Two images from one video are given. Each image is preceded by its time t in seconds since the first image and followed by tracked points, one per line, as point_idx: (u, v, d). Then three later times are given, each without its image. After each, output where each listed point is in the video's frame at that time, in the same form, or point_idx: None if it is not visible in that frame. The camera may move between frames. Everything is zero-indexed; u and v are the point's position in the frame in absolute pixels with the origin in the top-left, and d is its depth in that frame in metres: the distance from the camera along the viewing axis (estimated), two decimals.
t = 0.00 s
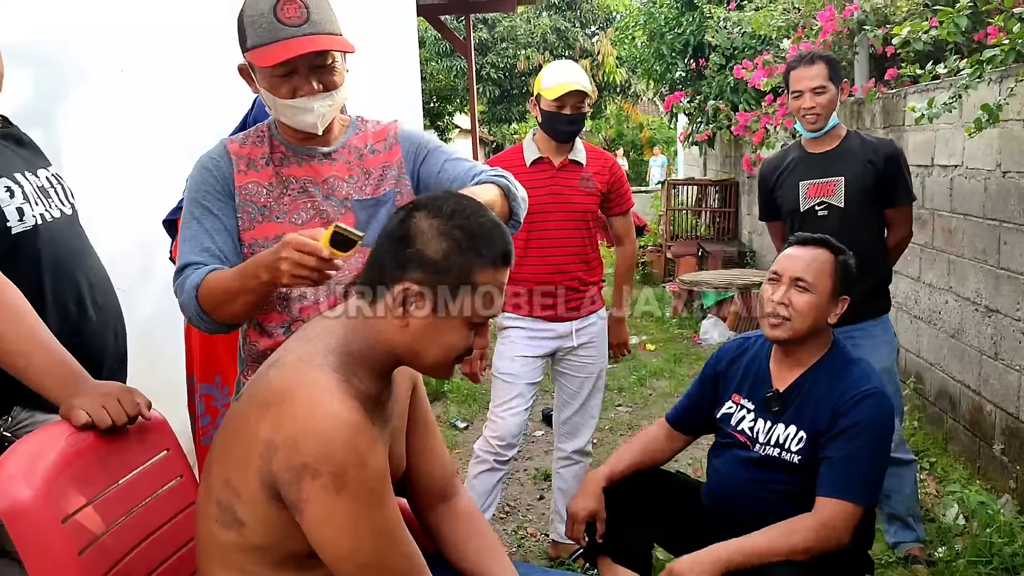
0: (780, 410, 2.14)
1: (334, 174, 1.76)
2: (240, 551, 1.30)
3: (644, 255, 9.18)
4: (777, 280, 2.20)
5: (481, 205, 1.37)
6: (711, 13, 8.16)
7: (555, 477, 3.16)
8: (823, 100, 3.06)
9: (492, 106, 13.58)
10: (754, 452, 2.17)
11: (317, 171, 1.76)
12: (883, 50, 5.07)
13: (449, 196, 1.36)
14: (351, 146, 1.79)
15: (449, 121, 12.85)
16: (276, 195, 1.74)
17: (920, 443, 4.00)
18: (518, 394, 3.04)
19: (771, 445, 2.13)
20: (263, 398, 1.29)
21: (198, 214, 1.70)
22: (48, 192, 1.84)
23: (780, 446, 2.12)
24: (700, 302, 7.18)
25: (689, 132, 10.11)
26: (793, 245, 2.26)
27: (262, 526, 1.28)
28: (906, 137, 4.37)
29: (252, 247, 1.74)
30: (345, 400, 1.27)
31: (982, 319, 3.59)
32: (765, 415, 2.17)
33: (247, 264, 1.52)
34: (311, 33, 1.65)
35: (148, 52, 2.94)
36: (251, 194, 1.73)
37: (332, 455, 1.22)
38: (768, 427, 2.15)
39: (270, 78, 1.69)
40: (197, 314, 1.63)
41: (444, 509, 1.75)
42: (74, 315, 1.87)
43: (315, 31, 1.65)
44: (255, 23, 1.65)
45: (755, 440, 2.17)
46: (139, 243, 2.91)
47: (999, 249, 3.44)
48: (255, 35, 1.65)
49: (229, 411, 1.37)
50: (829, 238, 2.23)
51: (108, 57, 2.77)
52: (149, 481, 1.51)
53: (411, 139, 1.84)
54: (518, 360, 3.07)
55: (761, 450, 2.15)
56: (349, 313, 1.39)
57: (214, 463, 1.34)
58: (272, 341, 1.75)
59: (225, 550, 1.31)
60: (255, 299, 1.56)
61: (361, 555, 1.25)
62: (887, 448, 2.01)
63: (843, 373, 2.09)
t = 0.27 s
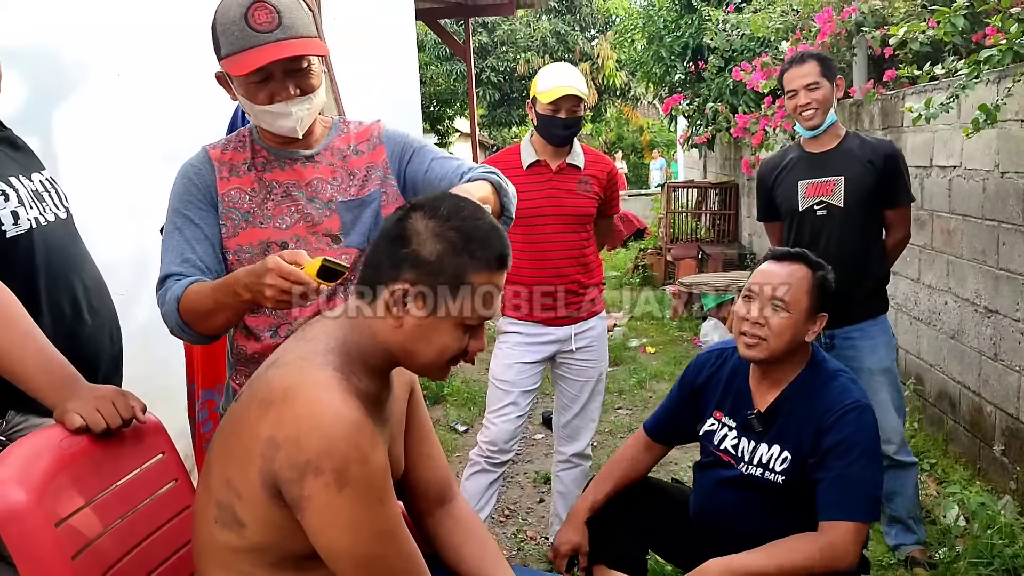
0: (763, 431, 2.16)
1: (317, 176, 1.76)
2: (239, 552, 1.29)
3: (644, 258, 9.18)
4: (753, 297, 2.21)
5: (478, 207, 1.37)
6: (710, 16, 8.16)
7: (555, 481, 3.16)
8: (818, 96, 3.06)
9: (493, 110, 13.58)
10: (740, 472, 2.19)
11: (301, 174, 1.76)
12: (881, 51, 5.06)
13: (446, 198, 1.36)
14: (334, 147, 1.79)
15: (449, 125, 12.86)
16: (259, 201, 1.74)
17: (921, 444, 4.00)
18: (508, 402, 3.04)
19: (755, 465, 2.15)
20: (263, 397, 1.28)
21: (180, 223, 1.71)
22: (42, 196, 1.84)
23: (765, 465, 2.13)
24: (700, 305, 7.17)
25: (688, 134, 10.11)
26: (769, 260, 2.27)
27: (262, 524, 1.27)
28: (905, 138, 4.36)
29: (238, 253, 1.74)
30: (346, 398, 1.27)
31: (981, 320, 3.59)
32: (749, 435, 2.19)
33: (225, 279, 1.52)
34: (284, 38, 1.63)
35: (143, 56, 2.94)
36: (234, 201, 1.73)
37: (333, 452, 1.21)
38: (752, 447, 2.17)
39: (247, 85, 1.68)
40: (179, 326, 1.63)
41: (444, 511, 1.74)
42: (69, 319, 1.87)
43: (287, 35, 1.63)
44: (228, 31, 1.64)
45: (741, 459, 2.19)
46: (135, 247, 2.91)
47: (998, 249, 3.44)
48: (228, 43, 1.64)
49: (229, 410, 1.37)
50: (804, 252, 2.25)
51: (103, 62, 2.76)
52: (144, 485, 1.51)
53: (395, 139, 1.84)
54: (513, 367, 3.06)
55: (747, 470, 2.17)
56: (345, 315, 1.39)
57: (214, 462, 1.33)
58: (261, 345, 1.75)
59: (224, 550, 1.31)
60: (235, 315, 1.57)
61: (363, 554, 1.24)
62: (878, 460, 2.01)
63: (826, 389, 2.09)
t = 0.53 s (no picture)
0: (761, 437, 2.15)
1: (312, 179, 1.76)
2: (236, 557, 1.29)
3: (644, 260, 9.17)
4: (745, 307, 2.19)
5: (476, 213, 1.36)
6: (708, 18, 8.15)
7: (554, 483, 3.15)
8: (799, 104, 3.07)
9: (492, 113, 13.58)
10: (738, 478, 2.18)
11: (295, 177, 1.76)
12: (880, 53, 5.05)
13: (444, 202, 1.36)
14: (327, 150, 1.79)
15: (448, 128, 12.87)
16: (254, 205, 1.74)
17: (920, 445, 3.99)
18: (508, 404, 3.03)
19: (753, 472, 2.15)
20: (260, 401, 1.28)
21: (176, 228, 1.69)
22: (43, 201, 1.85)
23: (763, 472, 2.13)
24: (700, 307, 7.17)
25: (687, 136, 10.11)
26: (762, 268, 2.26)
27: (258, 529, 1.27)
28: (903, 139, 4.36)
29: (234, 258, 1.74)
30: (341, 403, 1.26)
31: (981, 321, 3.58)
32: (745, 441, 2.18)
33: (238, 287, 1.52)
34: (275, 40, 1.63)
35: (140, 60, 2.94)
36: (228, 205, 1.73)
37: (329, 457, 1.21)
38: (749, 453, 2.16)
39: (239, 89, 1.68)
40: (184, 331, 1.62)
41: (443, 516, 1.74)
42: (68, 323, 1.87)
43: (278, 38, 1.63)
44: (218, 35, 1.63)
45: (738, 464, 2.18)
46: (134, 251, 2.91)
47: (997, 251, 3.44)
48: (218, 46, 1.63)
49: (225, 414, 1.37)
50: (798, 260, 2.23)
51: (101, 67, 2.76)
52: (142, 489, 1.51)
53: (388, 141, 1.84)
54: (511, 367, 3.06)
55: (745, 476, 2.17)
56: (342, 320, 1.39)
57: (211, 466, 1.33)
58: (257, 349, 1.75)
59: (221, 555, 1.30)
60: (242, 323, 1.57)
61: (358, 559, 1.24)
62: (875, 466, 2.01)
63: (822, 396, 2.08)
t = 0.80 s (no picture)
0: (761, 433, 2.16)
1: (312, 186, 1.76)
2: (234, 564, 1.29)
3: (643, 264, 9.17)
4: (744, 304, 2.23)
5: (479, 224, 1.37)
6: (707, 22, 8.17)
7: (554, 487, 3.15)
8: (782, 115, 3.05)
9: (491, 117, 13.60)
10: (739, 475, 2.19)
11: (295, 183, 1.76)
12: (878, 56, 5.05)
13: (446, 211, 1.36)
14: (327, 156, 1.80)
15: (447, 132, 12.89)
16: (255, 211, 1.74)
17: (920, 447, 4.00)
18: (506, 406, 3.04)
19: (754, 468, 2.15)
20: (258, 409, 1.28)
21: (177, 234, 1.70)
22: (44, 208, 1.87)
23: (763, 469, 2.14)
24: (700, 310, 7.17)
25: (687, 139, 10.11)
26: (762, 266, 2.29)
27: (256, 537, 1.27)
28: (901, 142, 4.37)
29: (235, 264, 1.74)
30: (340, 411, 1.27)
31: (980, 324, 3.59)
32: (746, 436, 2.19)
33: (242, 290, 1.53)
34: (277, 47, 1.64)
35: (139, 66, 2.95)
36: (229, 212, 1.73)
37: (327, 465, 1.21)
38: (750, 449, 2.17)
39: (239, 95, 1.68)
40: (184, 336, 1.62)
41: (443, 523, 1.74)
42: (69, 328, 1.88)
43: (280, 44, 1.64)
44: (219, 41, 1.63)
45: (739, 462, 2.19)
46: (133, 257, 2.91)
47: (996, 253, 3.44)
48: (220, 53, 1.63)
49: (225, 422, 1.37)
50: (798, 257, 2.26)
51: (100, 73, 2.77)
52: (142, 495, 1.51)
53: (388, 146, 1.84)
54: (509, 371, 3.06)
55: (745, 473, 2.17)
56: (341, 327, 1.39)
57: (210, 474, 1.34)
58: (258, 356, 1.75)
59: (219, 562, 1.31)
60: (244, 327, 1.57)
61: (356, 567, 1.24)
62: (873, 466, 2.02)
63: (821, 397, 2.10)
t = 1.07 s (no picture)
0: (762, 426, 2.17)
1: (315, 189, 1.77)
2: (235, 568, 1.30)
3: (643, 266, 9.17)
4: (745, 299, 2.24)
5: (484, 231, 1.37)
6: (706, 24, 8.18)
7: (554, 490, 3.15)
8: (784, 114, 3.06)
9: (491, 120, 13.63)
10: (740, 468, 2.20)
11: (298, 187, 1.76)
12: (877, 58, 5.05)
13: (451, 217, 1.36)
14: (330, 160, 1.80)
15: (447, 135, 12.90)
16: (258, 214, 1.74)
17: (921, 449, 4.00)
18: (502, 410, 3.03)
19: (755, 461, 2.16)
20: (259, 413, 1.29)
21: (181, 236, 1.70)
22: (46, 212, 1.88)
23: (764, 462, 2.14)
24: (700, 312, 7.18)
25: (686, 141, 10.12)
26: (762, 262, 2.30)
27: (257, 541, 1.27)
28: (900, 143, 4.37)
29: (238, 267, 1.74)
30: (341, 415, 1.27)
31: (980, 324, 3.58)
32: (747, 430, 2.20)
33: (253, 289, 1.53)
34: (280, 50, 1.65)
35: (138, 70, 2.95)
36: (232, 215, 1.73)
37: (328, 469, 1.21)
38: (751, 443, 2.18)
39: (243, 98, 1.69)
40: (191, 337, 1.61)
41: (445, 526, 1.74)
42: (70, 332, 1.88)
43: (283, 47, 1.65)
44: (222, 44, 1.64)
45: (740, 455, 2.20)
46: (133, 260, 2.92)
47: (995, 254, 3.44)
48: (224, 56, 1.64)
49: (226, 426, 1.37)
50: (798, 251, 2.27)
51: (99, 76, 2.77)
52: (142, 499, 1.51)
53: (391, 149, 1.84)
54: (506, 373, 3.06)
55: (746, 465, 2.18)
56: (342, 331, 1.39)
57: (211, 478, 1.34)
58: (260, 360, 1.75)
59: (220, 565, 1.31)
60: (253, 326, 1.57)
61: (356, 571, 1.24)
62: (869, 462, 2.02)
63: (821, 389, 2.11)
